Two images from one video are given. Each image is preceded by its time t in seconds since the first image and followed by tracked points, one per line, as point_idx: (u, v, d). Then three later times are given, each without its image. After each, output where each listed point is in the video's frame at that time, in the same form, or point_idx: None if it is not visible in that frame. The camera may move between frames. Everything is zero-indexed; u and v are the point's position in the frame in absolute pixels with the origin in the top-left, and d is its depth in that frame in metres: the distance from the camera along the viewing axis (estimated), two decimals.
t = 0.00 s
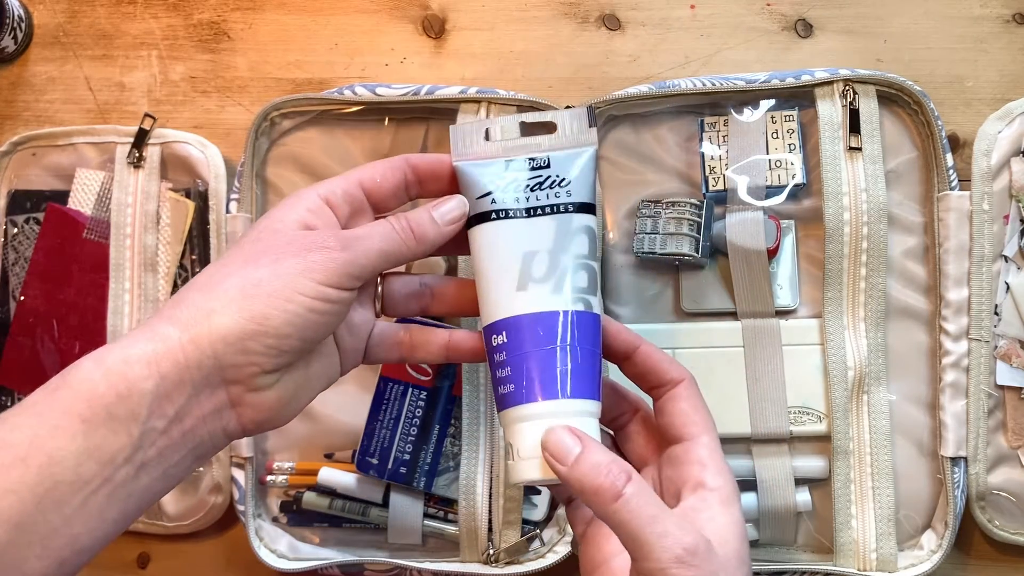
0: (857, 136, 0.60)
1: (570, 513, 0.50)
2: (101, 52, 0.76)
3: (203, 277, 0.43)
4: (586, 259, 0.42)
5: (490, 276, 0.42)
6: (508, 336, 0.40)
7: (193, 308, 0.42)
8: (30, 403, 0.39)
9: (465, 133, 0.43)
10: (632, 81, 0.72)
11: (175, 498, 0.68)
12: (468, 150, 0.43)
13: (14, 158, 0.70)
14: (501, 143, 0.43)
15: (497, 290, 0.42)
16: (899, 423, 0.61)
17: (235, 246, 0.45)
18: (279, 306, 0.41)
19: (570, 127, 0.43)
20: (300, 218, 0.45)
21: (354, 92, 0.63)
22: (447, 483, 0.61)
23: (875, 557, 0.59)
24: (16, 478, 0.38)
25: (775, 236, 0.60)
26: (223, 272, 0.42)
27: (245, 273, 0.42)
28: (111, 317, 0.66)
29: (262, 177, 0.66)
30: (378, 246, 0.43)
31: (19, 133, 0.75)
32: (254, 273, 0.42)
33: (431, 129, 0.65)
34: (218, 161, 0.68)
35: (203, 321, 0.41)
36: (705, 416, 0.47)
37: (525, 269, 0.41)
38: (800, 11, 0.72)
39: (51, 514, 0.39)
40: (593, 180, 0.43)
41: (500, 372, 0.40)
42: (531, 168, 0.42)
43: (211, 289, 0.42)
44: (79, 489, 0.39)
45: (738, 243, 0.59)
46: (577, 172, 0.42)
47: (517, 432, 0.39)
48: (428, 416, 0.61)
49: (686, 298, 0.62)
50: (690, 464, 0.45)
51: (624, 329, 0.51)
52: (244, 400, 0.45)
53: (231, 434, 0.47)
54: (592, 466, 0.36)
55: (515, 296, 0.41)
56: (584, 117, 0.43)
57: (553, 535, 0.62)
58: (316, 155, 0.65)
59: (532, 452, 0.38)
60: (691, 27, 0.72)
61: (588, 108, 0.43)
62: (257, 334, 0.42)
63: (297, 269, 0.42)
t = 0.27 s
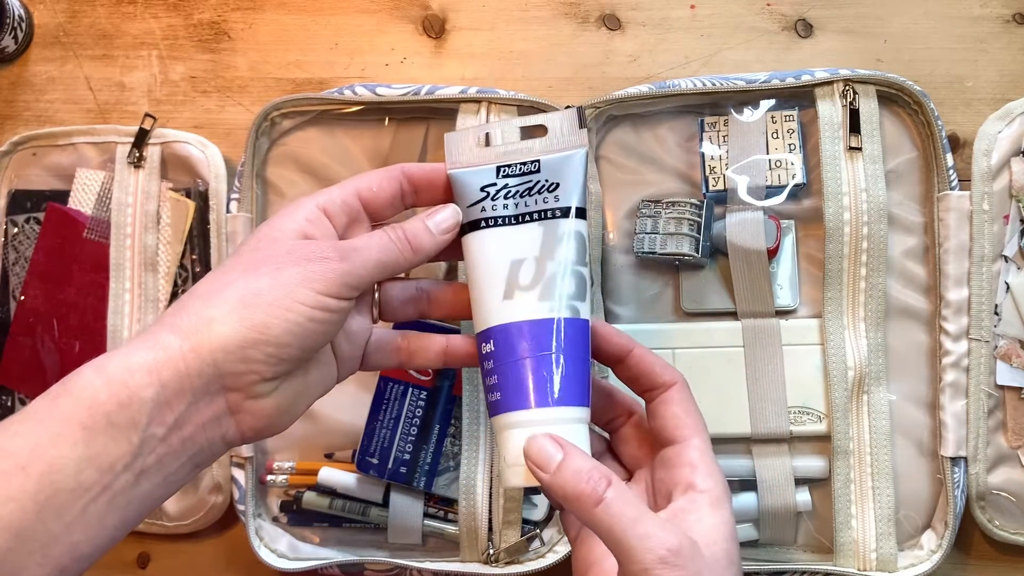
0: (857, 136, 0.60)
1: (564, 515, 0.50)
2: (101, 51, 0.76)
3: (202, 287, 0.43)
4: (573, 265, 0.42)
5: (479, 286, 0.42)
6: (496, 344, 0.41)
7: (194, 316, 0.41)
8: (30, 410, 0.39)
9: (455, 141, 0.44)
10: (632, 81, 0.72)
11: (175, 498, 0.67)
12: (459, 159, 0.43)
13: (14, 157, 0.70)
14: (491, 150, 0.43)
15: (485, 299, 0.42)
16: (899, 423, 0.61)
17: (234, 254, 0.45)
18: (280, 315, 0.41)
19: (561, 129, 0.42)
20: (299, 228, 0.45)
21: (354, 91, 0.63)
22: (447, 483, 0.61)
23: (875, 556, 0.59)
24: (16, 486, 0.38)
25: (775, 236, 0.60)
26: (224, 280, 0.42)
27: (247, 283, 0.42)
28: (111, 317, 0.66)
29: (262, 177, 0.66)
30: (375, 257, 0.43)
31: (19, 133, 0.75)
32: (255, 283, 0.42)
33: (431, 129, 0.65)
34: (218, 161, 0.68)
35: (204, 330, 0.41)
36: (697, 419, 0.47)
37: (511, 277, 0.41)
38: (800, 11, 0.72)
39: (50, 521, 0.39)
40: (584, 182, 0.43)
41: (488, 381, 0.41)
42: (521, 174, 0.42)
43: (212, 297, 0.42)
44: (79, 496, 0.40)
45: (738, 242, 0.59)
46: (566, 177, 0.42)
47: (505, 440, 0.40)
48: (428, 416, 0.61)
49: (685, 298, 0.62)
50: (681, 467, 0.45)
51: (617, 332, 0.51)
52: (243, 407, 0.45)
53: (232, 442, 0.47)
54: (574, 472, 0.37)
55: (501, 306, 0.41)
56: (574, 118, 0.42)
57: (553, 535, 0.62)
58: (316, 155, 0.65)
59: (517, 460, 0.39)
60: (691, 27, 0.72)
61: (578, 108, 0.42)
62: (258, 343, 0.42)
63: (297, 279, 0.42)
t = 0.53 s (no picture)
0: (857, 136, 0.60)
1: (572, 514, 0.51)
2: (101, 52, 0.76)
3: (212, 288, 0.43)
4: (570, 269, 0.42)
5: (483, 290, 0.43)
6: (495, 351, 0.42)
7: (205, 318, 0.42)
8: (41, 408, 0.39)
9: (459, 140, 0.44)
10: (632, 81, 0.72)
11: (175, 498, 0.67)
12: (464, 158, 0.43)
13: (14, 157, 0.70)
14: (494, 149, 0.43)
15: (488, 303, 0.42)
16: (899, 423, 0.61)
17: (242, 254, 0.45)
18: (292, 317, 0.42)
19: (563, 126, 0.42)
20: (308, 230, 0.45)
21: (354, 92, 0.63)
22: (447, 483, 0.61)
23: (874, 556, 0.59)
24: (26, 482, 0.38)
25: (775, 236, 0.60)
26: (234, 281, 0.42)
27: (257, 284, 0.42)
28: (111, 317, 0.66)
29: (262, 178, 0.66)
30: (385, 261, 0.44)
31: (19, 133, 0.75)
32: (266, 285, 0.42)
33: (431, 129, 0.65)
34: (218, 161, 0.68)
35: (215, 332, 0.41)
36: (706, 418, 0.47)
37: (510, 282, 0.42)
38: (800, 11, 0.72)
39: (57, 519, 0.39)
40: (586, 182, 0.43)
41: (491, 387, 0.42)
42: (522, 173, 0.42)
43: (223, 298, 0.42)
44: (88, 495, 0.39)
45: (738, 242, 0.59)
46: (567, 176, 0.42)
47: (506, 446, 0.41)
48: (428, 416, 0.61)
49: (685, 299, 0.62)
50: (689, 467, 0.45)
51: (625, 330, 0.51)
52: (251, 408, 0.45)
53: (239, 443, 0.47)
54: (568, 476, 0.37)
55: (501, 311, 0.42)
56: (576, 113, 0.42)
57: (553, 535, 0.62)
58: (316, 155, 0.65)
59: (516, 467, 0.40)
60: (691, 27, 0.72)
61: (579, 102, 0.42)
62: (268, 344, 0.42)
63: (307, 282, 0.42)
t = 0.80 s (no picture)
0: (857, 136, 0.60)
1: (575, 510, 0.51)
2: (101, 52, 0.76)
3: (211, 284, 0.43)
4: (563, 273, 0.41)
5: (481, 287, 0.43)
6: (492, 349, 0.42)
7: (204, 314, 0.41)
8: (40, 405, 0.39)
9: (463, 130, 0.43)
10: (632, 81, 0.72)
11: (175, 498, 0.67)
12: (471, 146, 0.43)
13: (14, 157, 0.70)
14: (498, 139, 0.42)
15: (486, 302, 0.42)
16: (899, 423, 0.61)
17: (242, 248, 0.45)
18: (289, 313, 0.41)
19: (562, 120, 0.41)
20: (308, 224, 0.44)
21: (354, 91, 0.63)
22: (447, 483, 0.61)
23: (874, 556, 0.59)
24: (26, 479, 0.38)
25: (775, 236, 0.60)
26: (233, 277, 0.42)
27: (255, 281, 0.42)
28: (111, 317, 0.66)
29: (262, 177, 0.66)
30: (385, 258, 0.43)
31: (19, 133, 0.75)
32: (264, 280, 0.42)
33: (431, 129, 0.65)
34: (218, 161, 0.68)
35: (214, 328, 0.41)
36: (707, 416, 0.47)
37: (504, 284, 0.41)
38: (800, 11, 0.72)
39: (58, 515, 0.39)
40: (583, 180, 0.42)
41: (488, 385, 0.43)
42: (521, 168, 0.41)
43: (222, 294, 0.42)
44: (88, 491, 0.39)
45: (738, 242, 0.59)
46: (563, 174, 0.41)
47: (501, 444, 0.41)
48: (428, 416, 0.61)
49: (685, 298, 0.62)
50: (690, 465, 0.45)
51: (629, 327, 0.51)
52: (251, 404, 0.45)
53: (239, 438, 0.47)
54: (555, 479, 0.38)
55: (496, 312, 0.42)
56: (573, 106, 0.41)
57: (553, 535, 0.62)
58: (316, 155, 0.65)
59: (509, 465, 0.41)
60: (691, 28, 0.72)
61: (576, 94, 0.40)
62: (266, 341, 0.42)
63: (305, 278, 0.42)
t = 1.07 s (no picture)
0: (857, 136, 0.60)
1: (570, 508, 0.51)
2: (101, 52, 0.76)
3: (206, 283, 0.43)
4: (560, 272, 0.41)
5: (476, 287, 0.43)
6: (488, 348, 0.42)
7: (199, 313, 0.41)
8: (37, 405, 0.39)
9: (456, 126, 0.43)
10: (632, 81, 0.72)
11: (175, 497, 0.67)
12: (462, 146, 0.43)
13: (14, 158, 0.70)
14: (492, 138, 0.42)
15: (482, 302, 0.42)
16: (899, 423, 0.61)
17: (237, 247, 0.45)
18: (285, 312, 0.41)
19: (556, 120, 0.41)
20: (302, 224, 0.44)
21: (354, 92, 0.63)
22: (447, 483, 0.61)
23: (874, 557, 0.59)
24: (23, 478, 0.38)
25: (775, 236, 0.60)
26: (227, 276, 0.42)
27: (249, 280, 0.42)
28: (111, 317, 0.66)
29: (262, 177, 0.66)
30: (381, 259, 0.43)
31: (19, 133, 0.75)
32: (259, 280, 0.42)
33: (431, 129, 0.65)
34: (218, 161, 0.68)
35: (209, 328, 0.41)
36: (700, 411, 0.47)
37: (501, 283, 0.41)
38: (800, 11, 0.72)
39: (56, 514, 0.39)
40: (579, 179, 0.42)
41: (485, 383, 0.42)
42: (517, 168, 0.41)
43: (217, 293, 0.42)
44: (86, 489, 0.39)
45: (739, 242, 0.59)
46: (559, 174, 0.41)
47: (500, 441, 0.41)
48: (428, 416, 0.61)
49: (685, 298, 0.62)
50: (684, 459, 0.45)
51: (620, 324, 0.51)
52: (247, 402, 0.45)
53: (234, 436, 0.47)
54: (558, 471, 0.38)
55: (493, 312, 0.41)
56: (568, 106, 0.40)
57: (553, 535, 0.62)
58: (316, 155, 0.65)
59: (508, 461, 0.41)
60: (691, 27, 0.72)
61: (571, 94, 0.40)
62: (262, 340, 0.42)
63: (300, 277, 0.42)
